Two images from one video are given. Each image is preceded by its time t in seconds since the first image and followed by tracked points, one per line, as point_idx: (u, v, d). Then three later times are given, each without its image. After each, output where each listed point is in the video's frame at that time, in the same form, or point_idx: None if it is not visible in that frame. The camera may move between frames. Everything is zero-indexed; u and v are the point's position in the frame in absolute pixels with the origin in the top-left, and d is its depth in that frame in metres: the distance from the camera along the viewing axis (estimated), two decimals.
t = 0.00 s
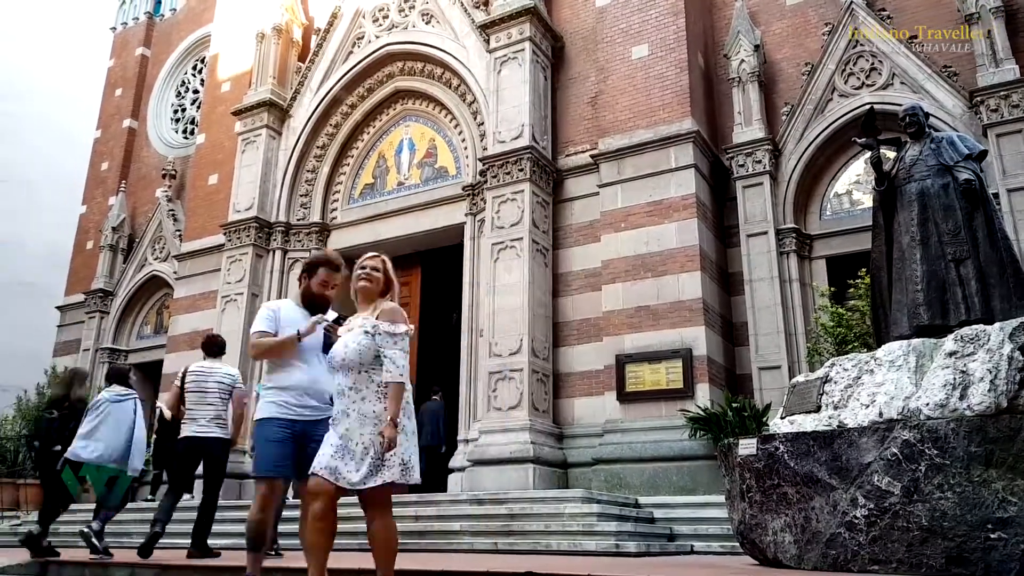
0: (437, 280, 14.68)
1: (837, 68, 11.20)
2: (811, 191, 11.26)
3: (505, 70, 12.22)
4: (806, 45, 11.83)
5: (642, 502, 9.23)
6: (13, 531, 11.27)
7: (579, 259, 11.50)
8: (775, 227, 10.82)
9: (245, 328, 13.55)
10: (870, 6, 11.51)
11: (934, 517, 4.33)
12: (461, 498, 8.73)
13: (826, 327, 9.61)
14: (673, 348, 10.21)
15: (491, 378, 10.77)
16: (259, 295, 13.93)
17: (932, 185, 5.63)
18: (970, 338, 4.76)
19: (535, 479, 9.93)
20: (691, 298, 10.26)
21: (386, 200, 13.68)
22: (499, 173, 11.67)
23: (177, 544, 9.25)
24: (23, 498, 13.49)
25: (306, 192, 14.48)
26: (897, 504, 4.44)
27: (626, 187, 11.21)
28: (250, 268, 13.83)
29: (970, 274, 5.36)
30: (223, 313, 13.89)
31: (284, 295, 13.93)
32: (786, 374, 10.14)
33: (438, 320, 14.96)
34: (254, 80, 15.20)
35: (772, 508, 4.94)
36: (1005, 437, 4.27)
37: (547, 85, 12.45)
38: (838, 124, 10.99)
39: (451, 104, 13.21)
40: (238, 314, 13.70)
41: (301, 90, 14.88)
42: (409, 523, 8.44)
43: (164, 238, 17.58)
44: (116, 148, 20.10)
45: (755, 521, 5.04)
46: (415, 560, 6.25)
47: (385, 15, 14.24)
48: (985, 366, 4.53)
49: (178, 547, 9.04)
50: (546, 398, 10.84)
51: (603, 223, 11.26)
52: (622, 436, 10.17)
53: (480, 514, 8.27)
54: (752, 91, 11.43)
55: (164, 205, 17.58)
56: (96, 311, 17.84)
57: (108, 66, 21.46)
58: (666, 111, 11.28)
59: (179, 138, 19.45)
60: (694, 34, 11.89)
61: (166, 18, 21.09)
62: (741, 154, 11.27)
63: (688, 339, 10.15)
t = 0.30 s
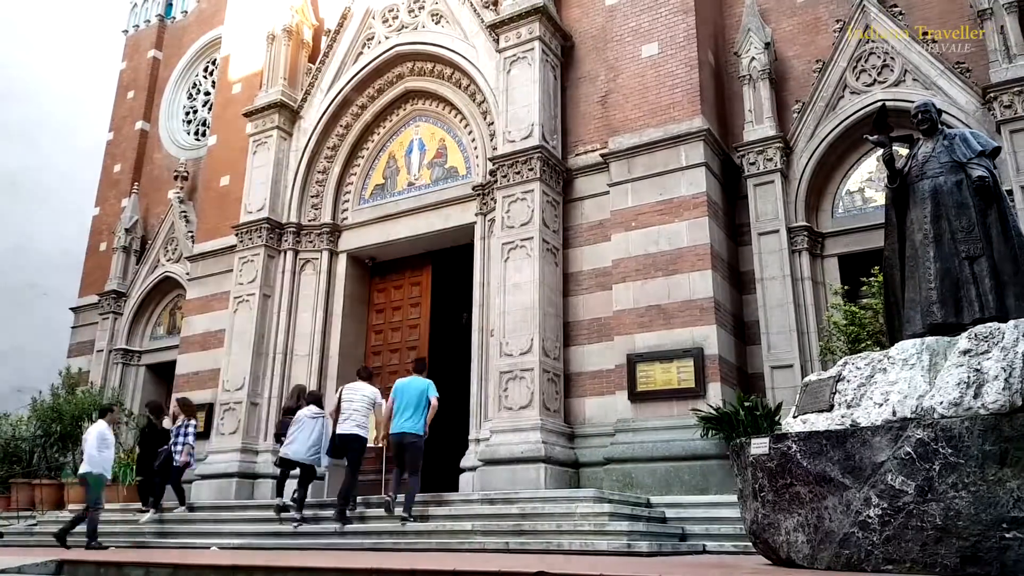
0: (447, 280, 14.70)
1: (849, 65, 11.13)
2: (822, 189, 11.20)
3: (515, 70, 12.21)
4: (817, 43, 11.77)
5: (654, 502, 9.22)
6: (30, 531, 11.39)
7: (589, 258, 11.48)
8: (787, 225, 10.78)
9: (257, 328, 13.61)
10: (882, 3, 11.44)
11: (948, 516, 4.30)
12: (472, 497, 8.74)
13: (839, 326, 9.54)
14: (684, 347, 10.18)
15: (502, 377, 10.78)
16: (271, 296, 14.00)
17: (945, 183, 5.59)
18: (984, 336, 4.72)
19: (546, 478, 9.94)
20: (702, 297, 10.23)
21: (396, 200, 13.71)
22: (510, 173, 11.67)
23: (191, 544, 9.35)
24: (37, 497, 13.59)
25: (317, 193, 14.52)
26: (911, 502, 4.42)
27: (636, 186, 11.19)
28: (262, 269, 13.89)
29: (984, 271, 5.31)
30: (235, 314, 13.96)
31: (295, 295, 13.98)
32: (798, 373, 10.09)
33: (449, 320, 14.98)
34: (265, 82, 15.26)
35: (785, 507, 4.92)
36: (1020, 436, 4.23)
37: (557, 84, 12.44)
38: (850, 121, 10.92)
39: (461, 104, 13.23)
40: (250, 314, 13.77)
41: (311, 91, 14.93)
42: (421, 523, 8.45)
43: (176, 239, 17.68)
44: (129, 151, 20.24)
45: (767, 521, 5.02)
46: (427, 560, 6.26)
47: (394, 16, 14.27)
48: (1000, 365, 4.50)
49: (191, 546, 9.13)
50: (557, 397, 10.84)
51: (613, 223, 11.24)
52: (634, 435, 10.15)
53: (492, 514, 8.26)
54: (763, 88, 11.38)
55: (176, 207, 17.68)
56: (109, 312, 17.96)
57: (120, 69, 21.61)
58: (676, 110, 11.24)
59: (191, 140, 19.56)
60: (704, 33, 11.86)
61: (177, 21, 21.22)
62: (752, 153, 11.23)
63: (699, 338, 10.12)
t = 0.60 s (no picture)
0: (458, 280, 14.72)
1: (860, 62, 11.07)
2: (833, 186, 11.14)
3: (524, 70, 12.22)
4: (827, 40, 11.70)
5: (666, 501, 9.19)
6: (44, 530, 11.51)
7: (599, 257, 11.47)
8: (798, 224, 10.73)
9: (268, 329, 13.68)
10: None
11: (962, 515, 4.27)
12: (483, 497, 8.76)
13: (851, 324, 9.48)
14: (695, 346, 10.16)
15: (512, 377, 10.78)
16: (282, 296, 14.06)
17: (957, 180, 5.55)
18: (997, 334, 4.69)
19: (557, 478, 9.93)
20: (713, 295, 10.20)
21: (406, 200, 13.74)
22: (519, 172, 11.67)
23: (204, 543, 9.41)
24: (50, 497, 13.74)
25: (328, 193, 14.57)
26: (924, 502, 4.40)
27: (646, 185, 11.17)
28: (273, 270, 13.96)
29: (997, 269, 5.27)
30: (247, 314, 14.03)
31: (306, 295, 14.03)
32: (810, 372, 10.05)
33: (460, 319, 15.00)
34: (275, 84, 15.33)
35: (797, 507, 4.91)
36: None
37: (566, 83, 12.44)
38: (861, 118, 10.87)
39: (470, 104, 13.25)
40: (261, 315, 13.84)
41: (321, 92, 14.98)
42: (433, 522, 8.46)
43: (188, 240, 17.78)
44: (141, 153, 20.37)
45: (779, 520, 5.00)
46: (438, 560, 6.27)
47: (404, 16, 14.30)
48: (1014, 363, 4.46)
49: (204, 545, 9.18)
50: (568, 397, 10.84)
51: (623, 222, 11.23)
52: (645, 435, 10.14)
53: (502, 513, 8.26)
54: (773, 86, 11.34)
55: (188, 208, 17.78)
56: (122, 313, 18.07)
57: (132, 72, 21.76)
58: (686, 108, 11.21)
59: (202, 141, 19.68)
60: (713, 31, 11.82)
61: (188, 23, 21.35)
62: (762, 151, 11.19)
63: (710, 337, 10.10)
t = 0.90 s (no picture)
0: (468, 280, 14.74)
1: (872, 59, 11.01)
2: (846, 184, 11.09)
3: (534, 69, 12.22)
4: (839, 37, 11.64)
5: (678, 501, 9.17)
6: (60, 529, 11.61)
7: (609, 257, 11.46)
8: (810, 222, 10.68)
9: (280, 330, 13.74)
10: None
11: (977, 515, 4.25)
12: (495, 497, 8.76)
13: (864, 322, 9.42)
14: (706, 345, 10.13)
15: (524, 377, 10.79)
16: (294, 297, 14.12)
17: (970, 177, 5.52)
18: (1012, 332, 4.65)
19: (569, 478, 9.92)
20: (724, 294, 10.16)
21: (417, 201, 13.77)
22: (529, 172, 11.67)
23: (218, 543, 9.47)
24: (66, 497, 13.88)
25: (339, 194, 14.62)
26: (939, 501, 4.37)
27: (657, 184, 11.14)
28: (285, 271, 14.02)
29: (1011, 266, 5.23)
30: (259, 315, 14.10)
31: (318, 296, 14.09)
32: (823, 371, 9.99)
33: (470, 319, 15.02)
34: (286, 85, 15.40)
35: (810, 506, 4.89)
36: None
37: (576, 83, 12.44)
38: (873, 116, 10.80)
39: (480, 104, 13.26)
40: (273, 316, 13.90)
41: (331, 93, 15.04)
42: (444, 522, 8.47)
43: (201, 241, 17.88)
44: (153, 155, 20.52)
45: (792, 520, 4.99)
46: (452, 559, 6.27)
47: (414, 17, 14.33)
48: None
49: (218, 545, 9.24)
50: (579, 396, 10.83)
51: (634, 221, 11.20)
52: (657, 434, 10.12)
53: (514, 513, 8.27)
54: (784, 84, 11.29)
55: (200, 209, 17.90)
56: (136, 314, 18.21)
57: (144, 74, 21.91)
58: (696, 107, 11.18)
59: (213, 143, 19.80)
60: (724, 28, 11.78)
61: (199, 26, 21.48)
62: (773, 149, 11.15)
63: (722, 336, 10.06)
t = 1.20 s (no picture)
0: (479, 280, 14.75)
1: (884, 55, 10.94)
2: (858, 182, 11.02)
3: (544, 68, 12.22)
4: (850, 33, 11.57)
5: (690, 501, 9.15)
6: (76, 529, 11.73)
7: (620, 256, 11.44)
8: (822, 219, 10.62)
9: (292, 331, 13.80)
10: None
11: (991, 514, 4.22)
12: (506, 496, 8.77)
13: (877, 321, 9.36)
14: (718, 344, 10.10)
15: (535, 376, 10.79)
16: (306, 297, 14.18)
17: (984, 174, 5.47)
18: None
19: (580, 477, 9.92)
20: (736, 293, 10.13)
21: (427, 201, 13.80)
22: (539, 172, 11.67)
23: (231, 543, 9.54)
24: (81, 497, 13.98)
25: (349, 195, 14.67)
26: (953, 500, 4.34)
27: (667, 182, 11.12)
28: (296, 272, 14.07)
29: None
30: (271, 315, 14.16)
31: (330, 296, 14.14)
32: (835, 369, 9.94)
33: (481, 319, 15.04)
34: (296, 86, 15.46)
35: (823, 505, 4.87)
36: None
37: (585, 82, 12.43)
38: (885, 112, 10.73)
39: (490, 104, 13.27)
40: (285, 316, 13.96)
41: (342, 94, 15.09)
42: (456, 521, 8.49)
43: (213, 243, 17.98)
44: (165, 157, 20.66)
45: (805, 519, 4.97)
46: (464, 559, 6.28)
47: (423, 17, 14.36)
48: None
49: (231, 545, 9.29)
50: (590, 396, 10.82)
51: (644, 220, 11.18)
52: (669, 433, 10.09)
53: (526, 513, 8.27)
54: (795, 81, 11.24)
55: (212, 211, 18.01)
56: (149, 315, 18.33)
57: (156, 76, 22.07)
58: (707, 105, 11.14)
59: (225, 145, 19.91)
60: (734, 26, 11.73)
61: (210, 28, 21.60)
62: (785, 146, 11.10)
63: (734, 335, 10.03)
